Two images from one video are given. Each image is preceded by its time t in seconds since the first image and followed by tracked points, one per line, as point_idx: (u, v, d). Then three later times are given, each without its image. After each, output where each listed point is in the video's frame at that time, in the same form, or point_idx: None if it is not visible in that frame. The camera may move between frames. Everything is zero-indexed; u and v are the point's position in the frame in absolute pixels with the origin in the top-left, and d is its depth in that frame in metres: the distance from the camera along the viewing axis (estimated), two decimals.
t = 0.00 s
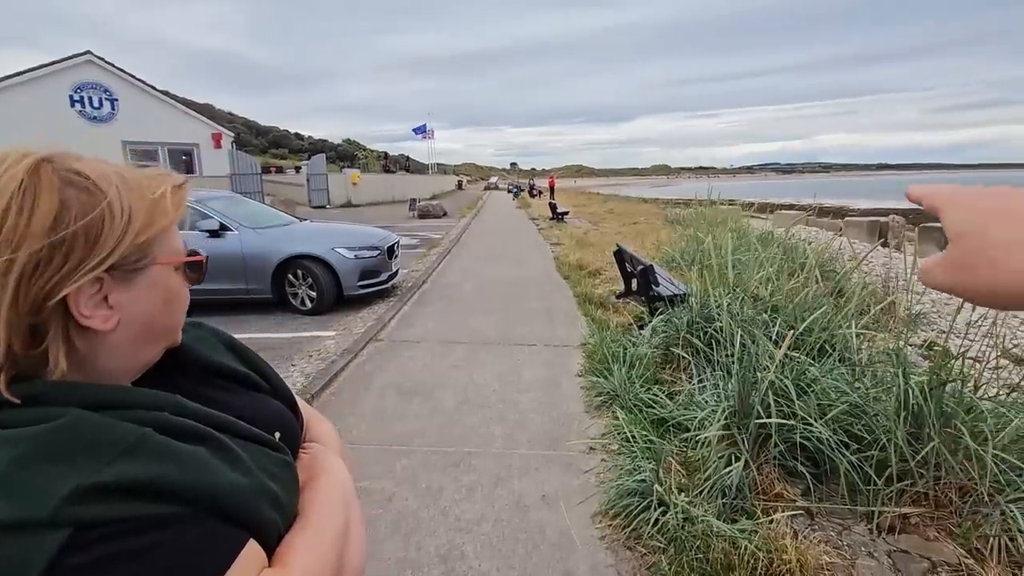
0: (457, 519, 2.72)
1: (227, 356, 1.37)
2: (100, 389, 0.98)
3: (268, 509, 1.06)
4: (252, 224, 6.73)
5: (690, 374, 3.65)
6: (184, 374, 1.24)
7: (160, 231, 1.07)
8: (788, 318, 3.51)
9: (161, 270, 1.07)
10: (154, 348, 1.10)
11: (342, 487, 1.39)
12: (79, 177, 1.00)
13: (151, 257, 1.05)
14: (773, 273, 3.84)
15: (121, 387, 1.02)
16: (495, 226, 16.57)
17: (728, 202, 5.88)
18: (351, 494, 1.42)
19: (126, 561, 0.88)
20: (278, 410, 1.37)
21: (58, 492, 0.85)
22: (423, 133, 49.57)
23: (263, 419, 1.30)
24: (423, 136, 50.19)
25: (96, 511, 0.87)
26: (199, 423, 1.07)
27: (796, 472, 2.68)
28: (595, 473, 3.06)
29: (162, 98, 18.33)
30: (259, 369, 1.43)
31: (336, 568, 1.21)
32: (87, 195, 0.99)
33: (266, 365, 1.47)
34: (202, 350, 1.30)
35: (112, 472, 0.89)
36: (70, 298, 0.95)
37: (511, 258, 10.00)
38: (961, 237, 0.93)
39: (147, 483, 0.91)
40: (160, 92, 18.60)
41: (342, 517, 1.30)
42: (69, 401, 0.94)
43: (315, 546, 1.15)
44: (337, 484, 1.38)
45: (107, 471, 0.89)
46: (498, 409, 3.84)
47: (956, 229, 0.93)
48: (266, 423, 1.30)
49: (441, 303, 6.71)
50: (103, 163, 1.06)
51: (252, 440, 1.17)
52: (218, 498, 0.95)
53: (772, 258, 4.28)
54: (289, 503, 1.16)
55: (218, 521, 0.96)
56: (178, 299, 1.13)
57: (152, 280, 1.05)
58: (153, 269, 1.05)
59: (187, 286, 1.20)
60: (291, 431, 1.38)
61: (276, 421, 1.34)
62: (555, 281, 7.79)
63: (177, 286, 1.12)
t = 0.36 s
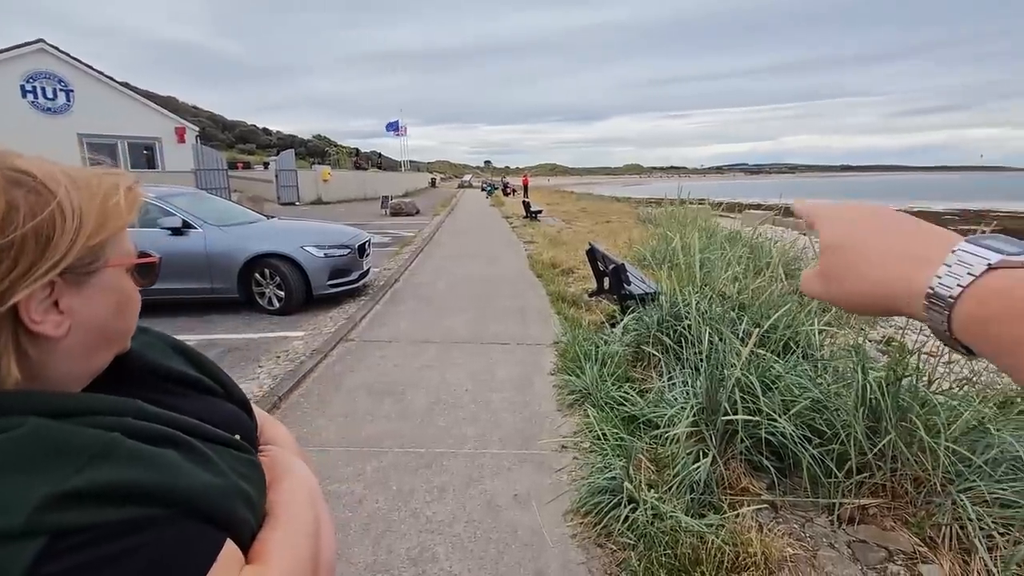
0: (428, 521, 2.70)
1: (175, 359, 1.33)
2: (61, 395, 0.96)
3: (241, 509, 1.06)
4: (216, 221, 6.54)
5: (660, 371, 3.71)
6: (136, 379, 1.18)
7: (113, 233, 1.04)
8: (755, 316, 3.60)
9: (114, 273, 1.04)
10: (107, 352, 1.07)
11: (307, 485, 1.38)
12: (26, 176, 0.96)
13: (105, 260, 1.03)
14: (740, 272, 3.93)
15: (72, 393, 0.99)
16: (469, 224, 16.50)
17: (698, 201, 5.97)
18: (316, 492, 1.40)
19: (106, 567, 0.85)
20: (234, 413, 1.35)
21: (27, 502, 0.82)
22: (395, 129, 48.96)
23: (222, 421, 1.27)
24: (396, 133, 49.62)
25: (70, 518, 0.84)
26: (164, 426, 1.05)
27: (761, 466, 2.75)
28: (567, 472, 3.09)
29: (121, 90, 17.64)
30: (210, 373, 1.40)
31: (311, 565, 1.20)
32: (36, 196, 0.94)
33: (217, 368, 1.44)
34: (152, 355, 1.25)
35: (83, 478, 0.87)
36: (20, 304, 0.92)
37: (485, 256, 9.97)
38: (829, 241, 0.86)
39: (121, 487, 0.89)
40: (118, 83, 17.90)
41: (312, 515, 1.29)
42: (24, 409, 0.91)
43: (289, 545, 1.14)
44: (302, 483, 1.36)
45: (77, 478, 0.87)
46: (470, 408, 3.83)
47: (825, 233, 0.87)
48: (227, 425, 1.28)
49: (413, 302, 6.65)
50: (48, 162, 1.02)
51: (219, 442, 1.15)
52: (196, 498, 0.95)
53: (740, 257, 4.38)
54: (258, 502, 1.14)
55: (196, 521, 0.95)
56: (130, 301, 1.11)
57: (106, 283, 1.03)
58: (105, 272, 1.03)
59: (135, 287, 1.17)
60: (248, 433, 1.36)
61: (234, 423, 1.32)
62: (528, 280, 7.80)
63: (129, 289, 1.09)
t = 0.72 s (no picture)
0: (406, 523, 2.68)
1: (141, 364, 1.29)
2: (29, 402, 0.93)
3: (221, 509, 1.04)
4: (188, 221, 6.40)
5: (637, 371, 3.75)
6: (102, 384, 1.14)
7: (80, 236, 1.01)
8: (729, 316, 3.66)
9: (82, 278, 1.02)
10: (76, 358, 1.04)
11: (281, 487, 1.36)
12: None
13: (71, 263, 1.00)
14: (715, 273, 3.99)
15: (37, 400, 0.96)
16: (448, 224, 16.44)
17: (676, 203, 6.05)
18: (291, 493, 1.39)
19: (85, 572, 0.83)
20: (204, 416, 1.32)
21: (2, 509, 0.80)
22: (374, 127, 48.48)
23: (192, 424, 1.24)
24: (375, 131, 49.12)
25: (47, 524, 0.82)
26: (138, 428, 1.03)
27: (734, 463, 2.80)
28: (545, 471, 3.10)
29: (88, 85, 17.11)
30: (178, 377, 1.37)
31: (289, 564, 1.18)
32: None
33: (184, 371, 1.42)
34: (116, 360, 1.22)
35: (60, 483, 0.85)
36: None
37: (464, 256, 9.94)
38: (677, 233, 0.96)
39: (100, 490, 0.86)
40: (84, 78, 17.35)
41: (288, 516, 1.27)
42: None
43: (267, 545, 1.12)
44: (276, 484, 1.34)
45: (54, 482, 0.84)
46: (448, 409, 3.82)
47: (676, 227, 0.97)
48: (198, 428, 1.26)
49: (392, 302, 6.60)
50: (11, 164, 0.99)
51: (193, 445, 1.13)
52: (177, 499, 0.93)
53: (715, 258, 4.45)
54: (235, 503, 1.12)
55: (178, 521, 0.93)
56: (97, 306, 1.08)
57: (73, 287, 1.00)
58: (73, 277, 1.00)
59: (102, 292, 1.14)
60: (219, 436, 1.33)
61: (205, 426, 1.29)
62: (507, 280, 7.80)
63: (96, 293, 1.07)
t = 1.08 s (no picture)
0: (389, 526, 2.66)
1: (112, 368, 1.26)
2: None
3: (194, 514, 1.02)
4: (165, 222, 6.27)
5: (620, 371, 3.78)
6: (76, 387, 1.12)
7: (49, 237, 0.99)
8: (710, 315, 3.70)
9: (51, 279, 1.00)
10: (45, 361, 1.02)
11: (256, 490, 1.34)
12: None
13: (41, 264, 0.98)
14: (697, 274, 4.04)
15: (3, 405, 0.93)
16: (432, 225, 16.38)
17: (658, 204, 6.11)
18: (266, 497, 1.37)
19: None
20: (178, 421, 1.30)
21: None
22: (357, 128, 48.15)
23: (167, 429, 1.22)
24: (357, 132, 48.77)
25: (14, 531, 0.80)
26: (109, 433, 1.01)
27: (716, 461, 2.83)
28: (529, 472, 3.10)
29: (60, 84, 16.69)
30: (150, 381, 1.34)
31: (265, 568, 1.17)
32: None
33: (158, 375, 1.39)
34: (88, 364, 1.19)
35: (28, 489, 0.83)
36: None
37: (448, 258, 9.92)
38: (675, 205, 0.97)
39: (69, 495, 0.84)
40: (57, 77, 16.93)
41: (263, 519, 1.26)
42: None
43: (243, 548, 1.11)
44: (251, 488, 1.33)
45: (20, 489, 0.82)
46: (432, 411, 3.80)
47: (673, 199, 0.97)
48: (172, 432, 1.23)
49: (375, 304, 6.55)
50: None
51: (167, 449, 1.11)
52: (148, 505, 0.91)
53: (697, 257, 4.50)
54: (209, 507, 1.10)
55: (151, 527, 0.91)
56: (66, 309, 1.06)
57: (41, 287, 0.98)
58: (42, 278, 0.98)
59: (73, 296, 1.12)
60: (195, 442, 1.31)
61: (180, 431, 1.27)
62: (492, 281, 7.81)
63: (66, 295, 1.04)
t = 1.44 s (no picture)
0: (375, 529, 2.65)
1: (88, 376, 1.24)
2: None
3: (164, 525, 1.01)
4: (143, 225, 6.16)
5: (605, 370, 3.80)
6: (48, 394, 1.10)
7: (12, 243, 0.99)
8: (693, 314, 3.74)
9: (16, 286, 1.00)
10: (13, 369, 1.02)
11: (233, 497, 1.33)
12: None
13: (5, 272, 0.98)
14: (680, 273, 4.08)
15: None
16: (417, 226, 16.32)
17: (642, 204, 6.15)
18: (244, 504, 1.36)
19: None
20: (155, 428, 1.28)
21: None
22: (340, 129, 47.74)
23: (142, 436, 1.20)
24: (341, 133, 48.36)
25: None
26: (76, 443, 0.99)
27: (699, 458, 2.86)
28: (515, 473, 3.11)
29: (33, 83, 16.28)
30: (125, 388, 1.31)
31: None
32: None
33: (134, 382, 1.36)
34: (62, 371, 1.17)
35: None
36: None
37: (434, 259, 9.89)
38: (657, 212, 0.96)
39: (30, 508, 0.83)
40: (30, 77, 16.52)
41: (238, 527, 1.25)
42: None
43: (217, 557, 1.10)
44: (229, 494, 1.31)
45: None
46: (418, 413, 3.79)
47: (655, 208, 0.97)
48: (147, 440, 1.21)
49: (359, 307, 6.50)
50: None
51: (139, 459, 1.09)
52: (114, 517, 0.90)
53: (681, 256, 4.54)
54: (181, 517, 1.09)
55: (117, 540, 0.90)
56: (33, 317, 1.06)
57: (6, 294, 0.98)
58: (6, 285, 0.98)
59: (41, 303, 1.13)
60: (171, 449, 1.29)
61: (156, 438, 1.25)
62: (477, 282, 7.80)
63: (33, 302, 1.05)
